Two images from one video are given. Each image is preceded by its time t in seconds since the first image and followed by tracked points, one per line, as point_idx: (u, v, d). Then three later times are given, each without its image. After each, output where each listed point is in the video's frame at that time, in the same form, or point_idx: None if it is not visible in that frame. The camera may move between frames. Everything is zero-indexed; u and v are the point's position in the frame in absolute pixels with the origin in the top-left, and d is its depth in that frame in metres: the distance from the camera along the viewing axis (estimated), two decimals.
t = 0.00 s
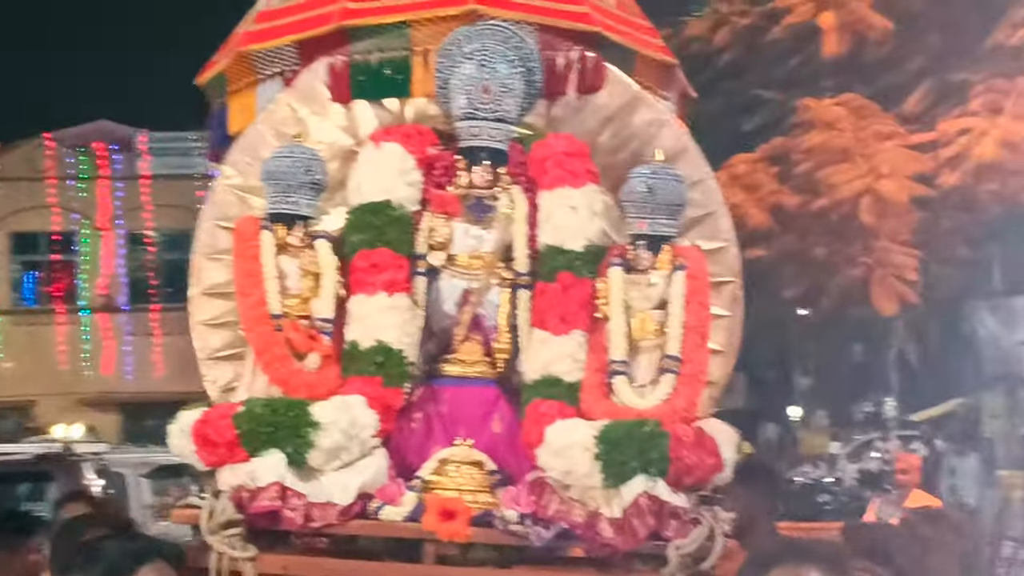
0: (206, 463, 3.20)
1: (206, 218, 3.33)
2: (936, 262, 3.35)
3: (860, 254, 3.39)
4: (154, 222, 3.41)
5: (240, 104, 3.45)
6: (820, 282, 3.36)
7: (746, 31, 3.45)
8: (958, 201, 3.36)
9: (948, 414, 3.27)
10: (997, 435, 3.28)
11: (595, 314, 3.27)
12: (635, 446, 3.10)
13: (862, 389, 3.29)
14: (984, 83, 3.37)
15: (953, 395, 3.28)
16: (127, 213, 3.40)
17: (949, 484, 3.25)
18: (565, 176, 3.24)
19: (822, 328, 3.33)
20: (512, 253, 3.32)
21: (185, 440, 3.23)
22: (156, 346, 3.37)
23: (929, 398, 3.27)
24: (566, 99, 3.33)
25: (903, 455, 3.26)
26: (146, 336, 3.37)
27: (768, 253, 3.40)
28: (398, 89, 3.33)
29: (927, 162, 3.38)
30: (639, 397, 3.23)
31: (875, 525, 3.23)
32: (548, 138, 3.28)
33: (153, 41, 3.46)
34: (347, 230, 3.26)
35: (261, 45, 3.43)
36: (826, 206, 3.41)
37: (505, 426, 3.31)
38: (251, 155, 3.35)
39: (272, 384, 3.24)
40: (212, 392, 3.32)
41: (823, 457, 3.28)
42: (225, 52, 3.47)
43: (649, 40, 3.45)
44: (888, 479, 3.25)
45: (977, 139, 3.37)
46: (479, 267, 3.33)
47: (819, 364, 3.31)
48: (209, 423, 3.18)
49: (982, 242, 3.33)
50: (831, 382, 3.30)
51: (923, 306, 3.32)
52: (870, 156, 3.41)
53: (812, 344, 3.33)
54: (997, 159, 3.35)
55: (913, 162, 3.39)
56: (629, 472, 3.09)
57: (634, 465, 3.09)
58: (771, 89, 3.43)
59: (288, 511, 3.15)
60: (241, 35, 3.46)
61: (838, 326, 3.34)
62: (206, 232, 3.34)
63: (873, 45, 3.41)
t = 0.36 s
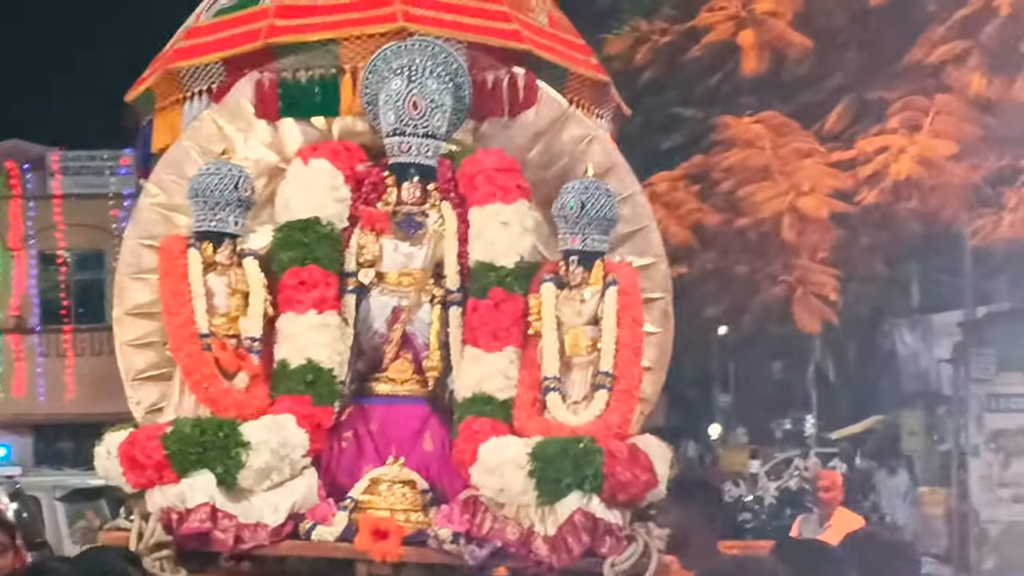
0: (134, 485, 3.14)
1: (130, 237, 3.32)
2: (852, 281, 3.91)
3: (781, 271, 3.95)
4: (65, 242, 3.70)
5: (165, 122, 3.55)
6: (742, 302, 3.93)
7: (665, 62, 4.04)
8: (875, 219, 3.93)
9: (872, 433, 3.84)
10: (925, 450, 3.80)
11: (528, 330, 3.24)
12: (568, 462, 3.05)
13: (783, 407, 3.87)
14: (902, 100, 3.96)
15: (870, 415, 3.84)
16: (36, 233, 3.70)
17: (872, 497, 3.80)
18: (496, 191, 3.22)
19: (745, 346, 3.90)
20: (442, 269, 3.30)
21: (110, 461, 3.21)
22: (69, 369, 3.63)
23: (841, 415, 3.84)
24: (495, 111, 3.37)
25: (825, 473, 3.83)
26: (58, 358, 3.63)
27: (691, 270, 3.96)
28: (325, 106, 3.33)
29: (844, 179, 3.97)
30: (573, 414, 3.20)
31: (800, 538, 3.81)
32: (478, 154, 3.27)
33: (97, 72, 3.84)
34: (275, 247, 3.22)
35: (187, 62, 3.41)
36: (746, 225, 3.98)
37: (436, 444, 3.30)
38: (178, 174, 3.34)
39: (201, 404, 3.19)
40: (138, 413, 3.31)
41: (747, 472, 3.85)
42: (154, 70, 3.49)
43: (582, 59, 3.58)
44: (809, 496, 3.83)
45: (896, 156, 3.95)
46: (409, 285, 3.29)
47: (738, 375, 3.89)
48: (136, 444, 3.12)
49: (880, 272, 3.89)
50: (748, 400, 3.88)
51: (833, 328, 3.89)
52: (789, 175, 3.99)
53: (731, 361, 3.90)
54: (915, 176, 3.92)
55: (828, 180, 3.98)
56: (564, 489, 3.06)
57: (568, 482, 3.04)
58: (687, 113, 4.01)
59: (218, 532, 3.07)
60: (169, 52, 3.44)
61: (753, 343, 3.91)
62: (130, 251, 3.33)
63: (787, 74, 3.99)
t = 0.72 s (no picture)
0: (100, 504, 3.10)
1: (93, 255, 3.30)
2: (825, 300, 4.16)
3: (752, 290, 4.23)
4: (37, 261, 3.83)
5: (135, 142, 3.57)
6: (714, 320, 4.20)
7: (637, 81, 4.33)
8: (849, 240, 4.19)
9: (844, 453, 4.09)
10: (899, 472, 4.05)
11: (495, 348, 3.22)
12: (538, 481, 3.02)
13: (756, 428, 4.12)
14: (874, 121, 4.24)
15: (843, 436, 4.10)
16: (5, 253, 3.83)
17: (846, 521, 4.04)
18: (463, 208, 3.21)
19: (716, 367, 4.16)
20: (408, 287, 3.29)
21: (76, 480, 3.20)
22: (37, 389, 3.79)
23: (815, 436, 4.10)
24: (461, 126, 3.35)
25: (799, 495, 4.07)
26: (27, 378, 3.79)
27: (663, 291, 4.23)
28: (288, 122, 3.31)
29: (818, 200, 4.24)
30: (540, 432, 3.18)
31: (772, 560, 4.05)
32: (445, 170, 3.27)
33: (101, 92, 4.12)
34: (241, 264, 3.19)
35: (156, 79, 3.41)
36: (715, 241, 4.27)
37: (402, 463, 3.28)
38: (142, 191, 3.33)
39: (166, 423, 3.16)
40: (101, 432, 3.29)
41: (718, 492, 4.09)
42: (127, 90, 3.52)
43: (553, 79, 3.62)
44: (782, 518, 4.06)
45: (869, 176, 4.23)
46: (375, 302, 3.27)
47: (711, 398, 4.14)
48: (102, 464, 3.08)
49: (853, 292, 4.15)
50: (721, 422, 4.13)
51: (805, 349, 4.14)
52: (761, 194, 4.27)
53: (704, 382, 4.16)
54: (889, 196, 4.20)
55: (800, 201, 4.25)
56: (534, 508, 3.01)
57: (538, 501, 3.00)
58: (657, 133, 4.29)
59: (185, 552, 3.03)
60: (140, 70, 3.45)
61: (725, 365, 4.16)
62: (93, 269, 3.31)
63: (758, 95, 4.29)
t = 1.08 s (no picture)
0: (104, 515, 3.06)
1: (103, 261, 3.26)
2: (839, 316, 4.31)
3: (761, 304, 4.42)
4: (37, 273, 4.08)
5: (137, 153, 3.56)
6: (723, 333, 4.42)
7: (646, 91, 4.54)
8: (861, 254, 4.33)
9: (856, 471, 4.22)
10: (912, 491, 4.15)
11: (508, 367, 3.19)
12: (548, 504, 2.99)
13: (767, 446, 4.32)
14: (889, 134, 4.36)
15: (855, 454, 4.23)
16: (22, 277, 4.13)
17: (857, 541, 4.19)
18: (479, 225, 3.19)
19: (726, 385, 4.38)
20: (421, 303, 3.27)
21: (80, 490, 3.15)
22: (38, 403, 4.00)
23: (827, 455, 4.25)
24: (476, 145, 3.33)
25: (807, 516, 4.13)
26: (28, 391, 4.00)
27: (672, 303, 4.48)
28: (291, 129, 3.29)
29: (830, 213, 4.41)
30: (552, 454, 3.15)
31: None
32: (462, 186, 3.25)
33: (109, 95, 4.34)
34: (254, 276, 3.16)
35: (155, 91, 3.38)
36: (725, 255, 4.48)
37: (412, 480, 3.24)
38: (155, 200, 3.28)
39: (174, 434, 3.12)
40: (105, 442, 3.24)
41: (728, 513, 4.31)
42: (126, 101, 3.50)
43: (555, 90, 3.55)
44: (791, 537, 4.26)
45: (883, 190, 4.35)
46: (388, 318, 3.25)
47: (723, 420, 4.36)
48: (108, 473, 3.05)
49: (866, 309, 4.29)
50: (729, 440, 4.35)
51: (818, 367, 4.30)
52: (771, 208, 4.47)
53: (714, 399, 4.38)
54: (903, 210, 4.30)
55: (808, 214, 4.43)
56: (543, 530, 2.99)
57: (547, 524, 2.98)
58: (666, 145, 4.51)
59: (189, 565, 2.95)
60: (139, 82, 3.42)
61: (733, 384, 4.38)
62: (104, 276, 3.27)
63: (768, 106, 4.47)
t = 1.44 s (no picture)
0: (129, 519, 3.05)
1: (128, 265, 3.23)
2: (858, 325, 4.42)
3: (778, 313, 4.55)
4: (48, 279, 5.40)
5: (166, 154, 3.50)
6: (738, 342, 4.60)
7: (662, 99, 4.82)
8: (880, 261, 4.36)
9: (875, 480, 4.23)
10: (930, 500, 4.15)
11: (535, 375, 3.18)
12: (574, 513, 2.97)
13: (785, 455, 4.51)
14: (906, 141, 4.30)
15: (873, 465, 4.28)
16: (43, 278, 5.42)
17: (875, 552, 4.13)
18: (506, 232, 3.17)
19: (746, 393, 4.58)
20: (447, 310, 3.25)
21: (105, 494, 3.14)
22: (49, 407, 5.02)
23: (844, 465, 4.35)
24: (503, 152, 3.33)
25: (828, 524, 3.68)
26: (39, 396, 5.07)
27: (689, 310, 4.70)
28: (329, 133, 3.31)
29: (849, 222, 4.40)
30: (579, 462, 3.13)
31: None
32: (489, 193, 3.23)
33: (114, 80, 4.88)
34: (279, 281, 3.14)
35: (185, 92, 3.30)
36: (741, 263, 4.59)
37: (436, 488, 3.23)
38: (180, 203, 3.25)
39: (198, 439, 3.09)
40: (129, 445, 3.23)
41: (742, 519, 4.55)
42: (148, 100, 3.41)
43: (585, 100, 3.54)
44: (809, 547, 4.37)
45: (903, 197, 4.29)
46: (413, 324, 3.22)
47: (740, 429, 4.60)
48: (132, 477, 3.05)
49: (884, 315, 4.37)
50: (746, 448, 4.60)
51: (836, 376, 4.43)
52: (789, 215, 4.53)
53: (730, 408, 4.61)
54: (923, 219, 4.22)
55: (828, 222, 4.40)
56: (569, 540, 2.98)
57: (573, 532, 2.97)
58: (682, 151, 4.80)
59: (213, 570, 2.94)
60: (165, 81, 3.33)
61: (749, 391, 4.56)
62: (127, 279, 3.24)
63: (785, 113, 4.61)
